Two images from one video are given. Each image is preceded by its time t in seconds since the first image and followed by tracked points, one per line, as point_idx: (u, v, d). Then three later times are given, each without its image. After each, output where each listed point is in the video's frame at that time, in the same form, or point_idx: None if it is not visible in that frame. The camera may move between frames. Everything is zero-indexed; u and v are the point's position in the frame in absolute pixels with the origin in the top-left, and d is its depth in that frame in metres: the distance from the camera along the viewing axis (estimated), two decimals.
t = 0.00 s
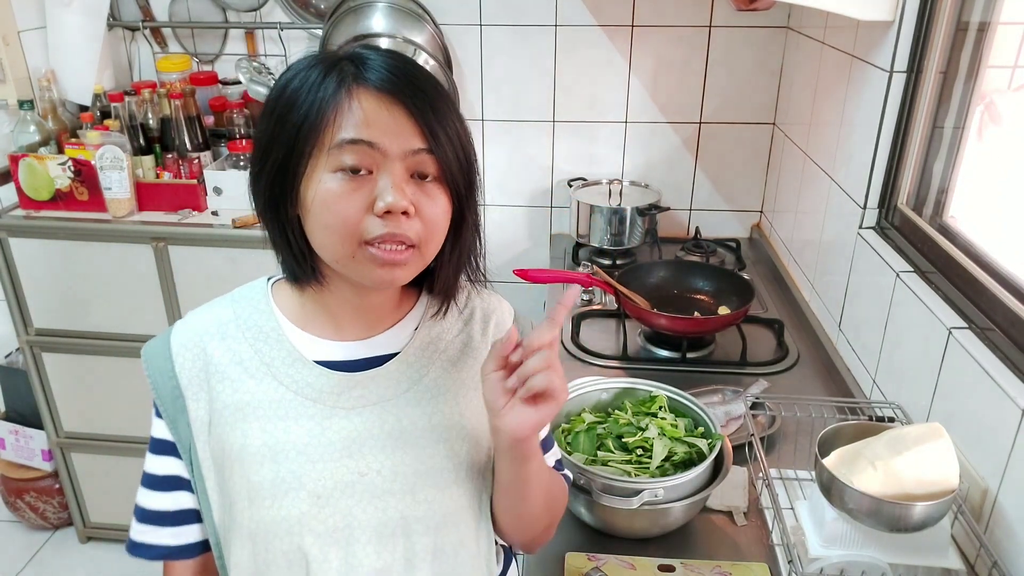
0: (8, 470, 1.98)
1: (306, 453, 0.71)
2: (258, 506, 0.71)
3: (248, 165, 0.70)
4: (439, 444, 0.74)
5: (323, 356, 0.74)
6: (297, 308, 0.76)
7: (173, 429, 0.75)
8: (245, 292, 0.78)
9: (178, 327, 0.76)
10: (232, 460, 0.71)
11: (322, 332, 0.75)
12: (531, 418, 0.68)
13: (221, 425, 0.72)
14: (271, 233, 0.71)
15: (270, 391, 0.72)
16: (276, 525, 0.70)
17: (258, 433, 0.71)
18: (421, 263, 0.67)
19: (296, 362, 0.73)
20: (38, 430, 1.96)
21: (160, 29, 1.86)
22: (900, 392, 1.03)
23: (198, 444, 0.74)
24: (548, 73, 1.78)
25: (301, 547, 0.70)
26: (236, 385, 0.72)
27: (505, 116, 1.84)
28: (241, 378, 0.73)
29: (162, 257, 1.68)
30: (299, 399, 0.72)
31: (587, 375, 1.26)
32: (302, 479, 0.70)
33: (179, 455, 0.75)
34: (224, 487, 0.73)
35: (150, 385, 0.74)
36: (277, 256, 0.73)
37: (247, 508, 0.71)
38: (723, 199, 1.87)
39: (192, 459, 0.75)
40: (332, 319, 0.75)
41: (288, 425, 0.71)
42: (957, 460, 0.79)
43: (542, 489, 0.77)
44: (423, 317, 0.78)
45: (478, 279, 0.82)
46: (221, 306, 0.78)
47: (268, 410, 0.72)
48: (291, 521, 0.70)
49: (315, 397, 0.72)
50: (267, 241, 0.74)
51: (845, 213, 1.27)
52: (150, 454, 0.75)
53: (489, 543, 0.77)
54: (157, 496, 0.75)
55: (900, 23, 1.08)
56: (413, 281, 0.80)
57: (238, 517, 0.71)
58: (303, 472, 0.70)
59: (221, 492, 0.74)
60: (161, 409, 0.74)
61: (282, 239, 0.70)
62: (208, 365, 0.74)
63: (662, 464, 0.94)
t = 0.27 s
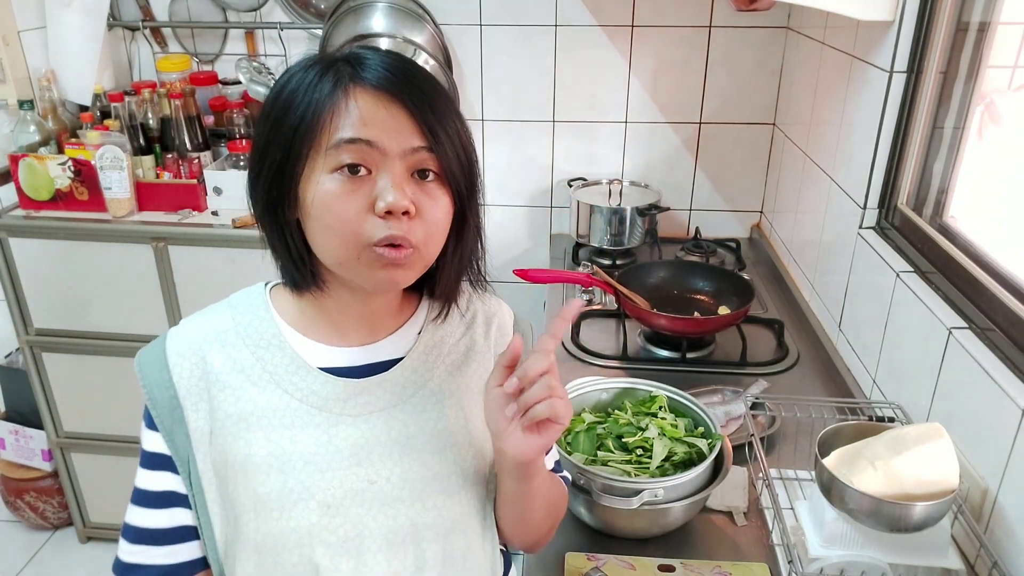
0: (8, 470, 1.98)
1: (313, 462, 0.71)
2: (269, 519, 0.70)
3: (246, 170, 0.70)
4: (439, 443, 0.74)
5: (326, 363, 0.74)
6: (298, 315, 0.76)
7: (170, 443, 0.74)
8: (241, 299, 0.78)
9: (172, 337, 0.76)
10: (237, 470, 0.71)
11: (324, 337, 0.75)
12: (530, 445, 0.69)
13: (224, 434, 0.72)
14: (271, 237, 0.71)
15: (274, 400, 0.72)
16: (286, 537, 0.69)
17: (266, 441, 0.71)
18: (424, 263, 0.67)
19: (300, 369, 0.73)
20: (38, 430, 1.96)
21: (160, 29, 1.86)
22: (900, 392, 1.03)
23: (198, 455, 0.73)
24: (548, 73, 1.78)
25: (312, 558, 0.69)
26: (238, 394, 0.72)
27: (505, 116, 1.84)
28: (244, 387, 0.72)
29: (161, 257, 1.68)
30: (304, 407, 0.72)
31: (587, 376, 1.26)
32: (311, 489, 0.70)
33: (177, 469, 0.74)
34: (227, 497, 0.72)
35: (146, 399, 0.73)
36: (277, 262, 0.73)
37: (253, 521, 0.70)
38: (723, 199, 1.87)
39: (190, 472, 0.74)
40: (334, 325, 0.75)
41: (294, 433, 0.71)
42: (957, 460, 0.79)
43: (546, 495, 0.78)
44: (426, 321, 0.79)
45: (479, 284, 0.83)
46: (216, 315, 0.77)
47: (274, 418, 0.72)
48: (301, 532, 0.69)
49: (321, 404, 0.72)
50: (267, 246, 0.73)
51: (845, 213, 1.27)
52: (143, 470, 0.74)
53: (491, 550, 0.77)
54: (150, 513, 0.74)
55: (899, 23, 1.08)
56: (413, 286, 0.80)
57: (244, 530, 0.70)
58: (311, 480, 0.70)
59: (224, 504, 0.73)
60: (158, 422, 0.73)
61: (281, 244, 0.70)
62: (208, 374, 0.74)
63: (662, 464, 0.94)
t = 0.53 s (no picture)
0: (8, 470, 1.98)
1: (319, 471, 0.71)
2: (275, 528, 0.70)
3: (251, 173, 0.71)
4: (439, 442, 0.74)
5: (332, 370, 0.74)
6: (303, 319, 0.76)
7: (172, 449, 0.73)
8: (246, 303, 0.78)
9: (175, 342, 0.76)
10: (241, 478, 0.71)
11: (330, 343, 0.75)
12: (506, 483, 0.67)
13: (228, 441, 0.72)
14: (277, 242, 0.71)
15: (279, 407, 0.72)
16: (289, 547, 0.70)
17: (271, 450, 0.71)
18: (431, 266, 0.67)
19: (306, 376, 0.73)
20: (38, 430, 1.96)
21: (160, 29, 1.86)
22: (900, 391, 1.03)
23: (201, 462, 0.73)
24: (549, 73, 1.78)
25: (314, 568, 0.70)
26: (243, 401, 0.72)
27: (505, 116, 1.84)
28: (249, 394, 0.72)
29: (162, 257, 1.68)
30: (309, 414, 0.72)
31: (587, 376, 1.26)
32: (316, 498, 0.70)
33: (178, 475, 0.74)
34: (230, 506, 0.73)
35: (149, 403, 0.73)
36: (283, 266, 0.73)
37: (257, 529, 0.70)
38: (723, 199, 1.87)
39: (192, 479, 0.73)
40: (341, 332, 0.74)
41: (299, 441, 0.71)
42: (957, 460, 0.79)
43: (539, 506, 0.78)
44: (435, 327, 0.78)
45: (488, 289, 0.83)
46: (220, 319, 0.77)
47: (279, 427, 0.72)
48: (305, 542, 0.70)
49: (327, 412, 0.72)
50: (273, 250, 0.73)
51: (845, 214, 1.27)
52: (144, 474, 0.74)
53: (492, 554, 0.77)
54: (152, 519, 0.73)
55: (899, 24, 1.08)
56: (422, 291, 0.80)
57: (247, 539, 0.71)
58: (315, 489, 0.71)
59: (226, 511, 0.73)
60: (160, 428, 0.73)
61: (287, 249, 0.70)
62: (212, 380, 0.74)
63: (662, 464, 0.94)
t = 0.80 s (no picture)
0: (8, 470, 1.98)
1: (325, 477, 0.71)
2: (280, 536, 0.70)
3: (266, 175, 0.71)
4: (439, 442, 0.74)
5: (341, 374, 0.74)
6: (313, 322, 0.76)
7: (178, 449, 0.73)
8: (256, 305, 0.78)
9: (184, 342, 0.76)
10: (247, 481, 0.71)
11: (341, 348, 0.75)
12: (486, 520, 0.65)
13: (234, 444, 0.72)
14: (289, 245, 0.71)
15: (286, 411, 0.72)
16: (292, 554, 0.69)
17: (277, 456, 0.71)
18: (443, 272, 0.66)
19: (314, 380, 0.73)
20: (38, 430, 1.96)
21: (160, 29, 1.86)
22: (900, 391, 1.03)
23: (206, 464, 0.73)
24: (548, 73, 1.78)
25: None
26: (251, 404, 0.72)
27: (505, 116, 1.84)
28: (256, 397, 0.73)
29: (162, 257, 1.68)
30: (316, 418, 0.72)
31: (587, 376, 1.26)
32: (321, 504, 0.70)
33: (182, 474, 0.74)
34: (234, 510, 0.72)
35: (155, 400, 0.73)
36: (296, 269, 0.73)
37: (261, 536, 0.70)
38: (723, 199, 1.87)
39: (196, 480, 0.73)
40: (351, 337, 0.74)
41: (306, 447, 0.71)
42: (957, 460, 0.79)
43: (538, 521, 0.77)
44: (445, 333, 0.78)
45: (502, 295, 0.82)
46: (230, 320, 0.77)
47: (286, 431, 0.72)
48: (309, 549, 0.69)
49: (333, 417, 0.72)
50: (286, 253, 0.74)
51: (845, 213, 1.27)
52: (149, 472, 0.74)
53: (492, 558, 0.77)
54: (155, 517, 0.73)
55: (900, 23, 1.08)
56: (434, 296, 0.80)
57: (251, 544, 0.70)
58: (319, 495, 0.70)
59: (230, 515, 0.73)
60: (167, 428, 0.73)
61: (299, 252, 0.70)
62: (220, 381, 0.74)
63: (663, 464, 0.94)
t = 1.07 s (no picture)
0: (8, 470, 1.98)
1: (328, 478, 0.71)
2: (284, 536, 0.71)
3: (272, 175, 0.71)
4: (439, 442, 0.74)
5: (346, 376, 0.74)
6: (318, 323, 0.76)
7: (182, 448, 0.73)
8: (261, 304, 0.78)
9: (188, 342, 0.76)
10: (251, 482, 0.71)
11: (345, 349, 0.75)
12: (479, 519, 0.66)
13: (237, 444, 0.72)
14: (294, 245, 0.71)
15: (291, 412, 0.72)
16: (296, 554, 0.71)
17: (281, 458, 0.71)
18: (447, 273, 0.66)
19: (318, 380, 0.73)
20: (38, 430, 1.96)
21: (160, 29, 1.86)
22: (900, 391, 1.03)
23: (209, 464, 0.73)
24: (548, 73, 1.78)
25: None
26: (255, 404, 0.72)
27: (505, 116, 1.84)
28: (260, 398, 0.73)
29: (162, 257, 1.68)
30: (320, 419, 0.72)
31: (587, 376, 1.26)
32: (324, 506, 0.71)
33: (185, 473, 0.73)
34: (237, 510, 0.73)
35: (159, 400, 0.73)
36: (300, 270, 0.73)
37: (264, 536, 0.71)
38: (723, 199, 1.87)
39: (200, 481, 0.73)
40: (355, 339, 0.74)
41: (310, 448, 0.72)
42: (957, 460, 0.79)
43: (539, 527, 0.78)
44: (449, 334, 0.78)
45: (509, 298, 0.81)
46: (235, 319, 0.77)
47: (290, 433, 0.72)
48: (312, 549, 0.71)
49: (338, 418, 0.72)
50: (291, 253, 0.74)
51: (845, 213, 1.27)
52: (153, 471, 0.74)
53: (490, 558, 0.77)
54: (159, 516, 0.73)
55: (900, 23, 1.08)
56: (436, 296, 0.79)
57: (254, 544, 0.71)
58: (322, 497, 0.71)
59: (232, 515, 0.73)
60: (171, 428, 0.73)
61: (304, 253, 0.70)
62: (224, 381, 0.74)
63: (662, 464, 0.94)
